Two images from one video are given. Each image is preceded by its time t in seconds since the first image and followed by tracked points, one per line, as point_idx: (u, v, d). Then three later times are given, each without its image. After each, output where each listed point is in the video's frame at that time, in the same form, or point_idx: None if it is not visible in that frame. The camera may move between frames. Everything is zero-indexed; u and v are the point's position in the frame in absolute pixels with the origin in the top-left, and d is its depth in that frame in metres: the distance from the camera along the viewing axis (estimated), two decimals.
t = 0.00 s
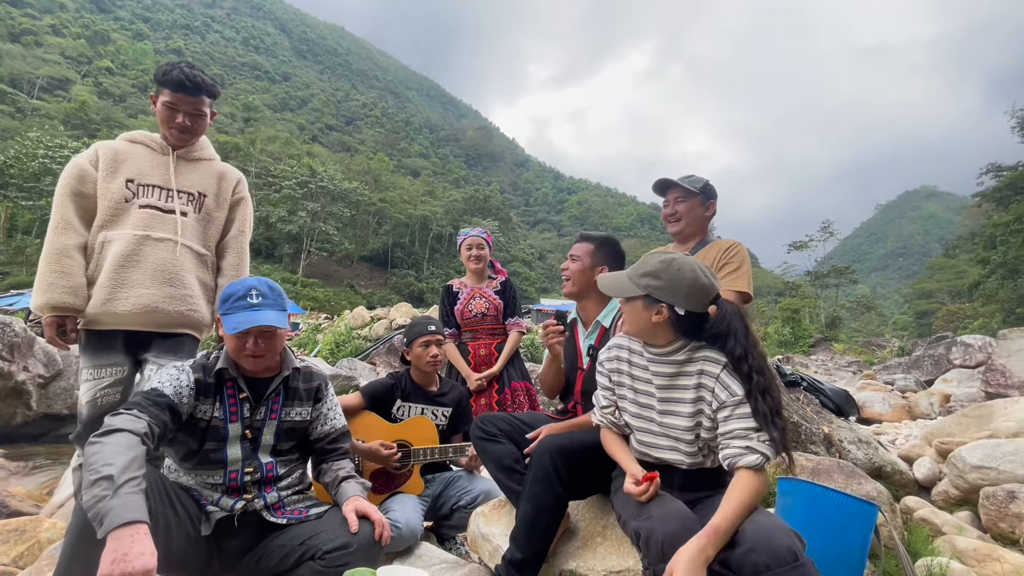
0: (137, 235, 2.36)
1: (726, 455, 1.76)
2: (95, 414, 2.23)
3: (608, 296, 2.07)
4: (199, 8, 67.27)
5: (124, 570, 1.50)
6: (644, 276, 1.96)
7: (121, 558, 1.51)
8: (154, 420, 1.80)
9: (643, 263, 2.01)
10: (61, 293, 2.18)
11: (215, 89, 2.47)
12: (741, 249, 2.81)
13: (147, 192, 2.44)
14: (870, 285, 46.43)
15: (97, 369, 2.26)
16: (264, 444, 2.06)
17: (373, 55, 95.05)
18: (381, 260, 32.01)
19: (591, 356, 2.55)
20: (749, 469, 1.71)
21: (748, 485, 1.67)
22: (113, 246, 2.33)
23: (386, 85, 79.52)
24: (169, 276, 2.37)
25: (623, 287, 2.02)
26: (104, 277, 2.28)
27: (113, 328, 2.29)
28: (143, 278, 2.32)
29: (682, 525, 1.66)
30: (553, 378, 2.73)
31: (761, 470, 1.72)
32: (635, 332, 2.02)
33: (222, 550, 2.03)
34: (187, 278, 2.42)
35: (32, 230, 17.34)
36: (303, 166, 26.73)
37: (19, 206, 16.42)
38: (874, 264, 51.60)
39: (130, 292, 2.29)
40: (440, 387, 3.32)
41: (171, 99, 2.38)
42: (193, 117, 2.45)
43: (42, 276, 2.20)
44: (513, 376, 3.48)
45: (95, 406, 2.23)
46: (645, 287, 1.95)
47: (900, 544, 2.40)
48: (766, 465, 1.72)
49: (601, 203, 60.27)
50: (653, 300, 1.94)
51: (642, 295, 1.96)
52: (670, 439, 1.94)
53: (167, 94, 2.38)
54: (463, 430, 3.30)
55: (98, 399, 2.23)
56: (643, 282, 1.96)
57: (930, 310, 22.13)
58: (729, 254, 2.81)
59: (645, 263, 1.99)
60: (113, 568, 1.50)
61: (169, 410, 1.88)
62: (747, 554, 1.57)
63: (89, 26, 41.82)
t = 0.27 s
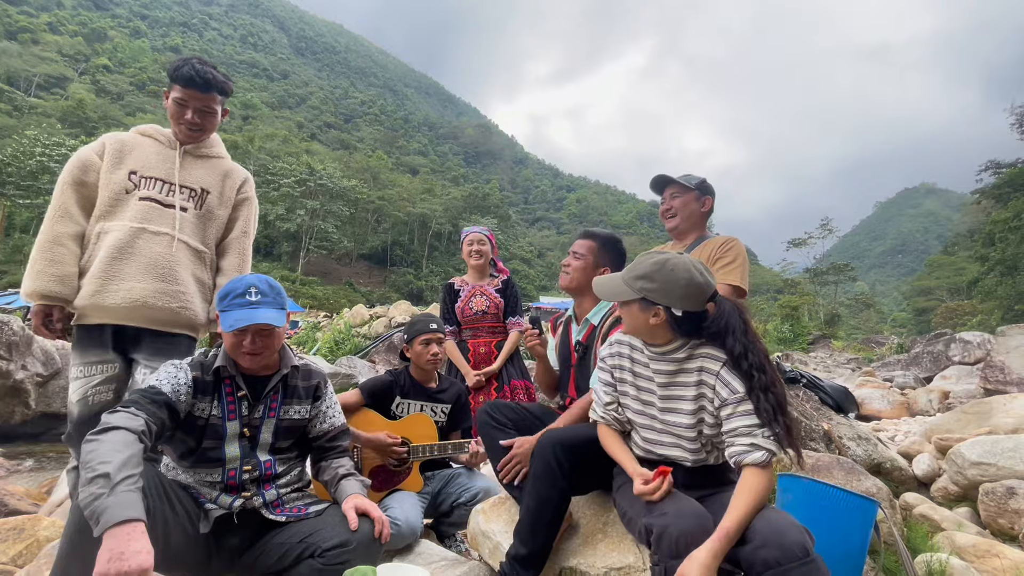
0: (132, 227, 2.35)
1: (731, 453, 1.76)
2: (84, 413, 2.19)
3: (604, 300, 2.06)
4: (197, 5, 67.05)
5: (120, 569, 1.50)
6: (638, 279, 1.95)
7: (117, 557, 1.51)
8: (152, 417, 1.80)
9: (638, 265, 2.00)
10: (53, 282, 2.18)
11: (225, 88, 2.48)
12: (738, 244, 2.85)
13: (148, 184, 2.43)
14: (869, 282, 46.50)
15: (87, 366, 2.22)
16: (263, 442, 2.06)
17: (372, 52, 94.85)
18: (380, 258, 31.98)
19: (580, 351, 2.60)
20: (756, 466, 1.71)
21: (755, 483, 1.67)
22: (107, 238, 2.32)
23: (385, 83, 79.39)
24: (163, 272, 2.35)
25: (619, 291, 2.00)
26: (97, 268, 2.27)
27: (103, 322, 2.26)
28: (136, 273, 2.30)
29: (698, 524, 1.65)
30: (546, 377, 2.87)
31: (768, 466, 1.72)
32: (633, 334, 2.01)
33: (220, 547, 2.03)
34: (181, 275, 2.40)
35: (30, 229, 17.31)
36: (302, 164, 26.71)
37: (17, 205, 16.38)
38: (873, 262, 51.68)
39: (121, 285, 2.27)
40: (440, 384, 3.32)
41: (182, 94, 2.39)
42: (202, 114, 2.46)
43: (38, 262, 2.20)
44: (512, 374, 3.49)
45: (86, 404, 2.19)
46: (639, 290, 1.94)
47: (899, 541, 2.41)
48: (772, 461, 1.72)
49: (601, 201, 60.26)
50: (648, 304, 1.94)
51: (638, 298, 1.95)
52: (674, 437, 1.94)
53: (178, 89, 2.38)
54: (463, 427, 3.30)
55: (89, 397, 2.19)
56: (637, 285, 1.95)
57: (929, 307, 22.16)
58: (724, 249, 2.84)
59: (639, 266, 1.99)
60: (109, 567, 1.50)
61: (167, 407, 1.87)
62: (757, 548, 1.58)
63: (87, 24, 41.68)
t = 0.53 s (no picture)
0: (133, 219, 2.35)
1: (737, 447, 1.76)
2: (52, 409, 2.14)
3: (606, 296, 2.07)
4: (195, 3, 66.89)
5: (123, 568, 1.50)
6: (648, 275, 1.97)
7: (120, 555, 1.52)
8: (154, 416, 1.81)
9: (642, 262, 2.02)
10: (53, 274, 2.20)
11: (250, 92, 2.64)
12: (733, 240, 2.85)
13: (153, 177, 2.44)
14: (869, 280, 46.54)
15: (66, 360, 2.19)
16: (265, 440, 2.05)
17: (371, 50, 94.68)
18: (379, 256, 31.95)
19: (576, 348, 2.65)
20: (762, 459, 1.71)
21: (760, 479, 1.67)
22: (108, 229, 2.32)
23: (384, 81, 79.26)
24: (160, 267, 2.32)
25: (622, 287, 2.02)
26: (95, 259, 2.27)
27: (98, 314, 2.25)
28: (131, 265, 2.29)
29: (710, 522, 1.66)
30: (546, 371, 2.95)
31: (770, 459, 1.73)
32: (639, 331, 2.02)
33: (223, 546, 2.03)
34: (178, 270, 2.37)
35: (29, 227, 17.29)
36: (301, 162, 26.70)
37: (16, 204, 16.36)
38: (872, 260, 51.70)
39: (115, 276, 2.26)
40: (443, 382, 3.32)
41: (211, 88, 2.45)
42: (229, 109, 2.52)
43: (45, 254, 2.24)
44: (511, 376, 3.48)
45: (54, 401, 2.14)
46: (648, 287, 1.95)
47: (900, 538, 2.41)
48: (775, 455, 1.73)
49: (600, 199, 60.24)
50: (659, 299, 1.95)
51: (646, 296, 1.96)
52: (677, 433, 1.95)
53: (208, 82, 2.46)
54: (464, 426, 3.30)
55: (58, 394, 2.15)
56: (647, 282, 1.96)
57: (929, 305, 22.18)
58: (721, 245, 2.84)
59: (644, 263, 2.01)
60: (112, 566, 1.50)
61: (169, 405, 1.88)
62: (764, 543, 1.58)
63: (85, 22, 41.58)
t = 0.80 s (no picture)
0: (133, 216, 2.36)
1: (738, 442, 1.77)
2: (21, 405, 2.11)
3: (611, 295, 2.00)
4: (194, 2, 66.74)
5: (125, 566, 1.50)
6: (662, 273, 1.93)
7: (123, 553, 1.52)
8: (155, 414, 1.81)
9: (649, 258, 1.98)
10: (46, 264, 2.17)
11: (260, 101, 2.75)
12: (726, 237, 2.86)
13: (159, 174, 2.45)
14: (869, 279, 46.54)
15: (44, 354, 2.18)
16: (266, 439, 2.06)
17: (371, 49, 94.55)
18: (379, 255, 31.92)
19: (580, 345, 2.65)
20: (765, 453, 1.73)
21: (764, 474, 1.69)
22: (106, 224, 2.32)
23: (383, 79, 79.19)
24: (158, 268, 2.33)
25: (642, 288, 1.93)
26: (91, 253, 2.27)
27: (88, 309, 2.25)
28: (127, 264, 2.29)
29: (720, 518, 1.64)
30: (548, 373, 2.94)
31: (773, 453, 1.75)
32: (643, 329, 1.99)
33: (224, 544, 2.03)
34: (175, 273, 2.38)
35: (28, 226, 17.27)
36: (301, 161, 26.68)
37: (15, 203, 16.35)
38: (872, 258, 51.70)
39: (109, 274, 2.26)
40: (444, 381, 3.33)
41: (241, 94, 2.51)
42: (255, 118, 2.58)
43: (35, 242, 2.19)
44: (517, 377, 3.47)
45: (26, 397, 2.12)
46: (665, 284, 1.91)
47: (900, 536, 2.42)
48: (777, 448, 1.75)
49: (600, 198, 60.21)
50: (676, 295, 1.93)
51: (662, 293, 1.92)
52: (680, 430, 1.95)
53: (237, 87, 2.51)
54: (465, 424, 3.30)
55: (30, 390, 2.12)
56: (662, 279, 1.92)
57: (928, 304, 22.18)
58: (714, 244, 2.86)
59: (656, 259, 1.96)
60: (114, 564, 1.50)
61: (170, 404, 1.88)
62: (770, 536, 1.60)
63: (83, 20, 41.49)
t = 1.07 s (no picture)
0: (139, 221, 2.34)
1: (737, 437, 1.78)
2: None
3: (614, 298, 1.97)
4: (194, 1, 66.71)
5: (125, 564, 1.50)
6: (666, 272, 1.93)
7: (123, 551, 1.51)
8: (156, 413, 1.81)
9: (649, 260, 1.96)
10: (51, 263, 2.06)
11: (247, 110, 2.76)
12: (718, 235, 2.91)
13: (159, 179, 2.45)
14: (869, 279, 46.56)
15: (17, 362, 2.10)
16: (266, 438, 2.06)
17: (371, 48, 94.55)
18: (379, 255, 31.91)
19: (577, 342, 2.62)
20: (763, 448, 1.74)
21: (764, 470, 1.69)
22: (109, 228, 2.28)
23: (383, 79, 79.19)
24: (161, 275, 2.34)
25: (649, 290, 1.91)
26: (95, 259, 2.23)
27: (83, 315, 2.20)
28: (131, 270, 2.27)
29: (726, 518, 1.64)
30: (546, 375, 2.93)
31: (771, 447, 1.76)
32: (644, 331, 1.98)
33: (224, 543, 2.04)
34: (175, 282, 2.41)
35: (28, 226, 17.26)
36: (301, 160, 26.71)
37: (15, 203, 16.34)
38: (872, 258, 51.71)
39: (113, 280, 2.22)
40: (444, 381, 3.34)
41: (240, 107, 2.55)
42: (253, 132, 2.62)
43: (35, 237, 2.06)
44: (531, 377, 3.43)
45: None
46: (670, 283, 1.91)
47: (900, 536, 2.42)
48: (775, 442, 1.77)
49: (600, 197, 60.22)
50: (682, 293, 1.94)
51: (670, 292, 1.91)
52: (681, 429, 1.95)
53: (237, 101, 2.56)
54: (464, 425, 3.30)
55: None
56: (667, 279, 1.92)
57: (928, 303, 22.19)
58: (707, 242, 2.91)
59: (656, 261, 1.95)
60: (115, 561, 1.50)
61: (170, 403, 1.88)
62: (769, 532, 1.61)
63: (83, 20, 41.47)
